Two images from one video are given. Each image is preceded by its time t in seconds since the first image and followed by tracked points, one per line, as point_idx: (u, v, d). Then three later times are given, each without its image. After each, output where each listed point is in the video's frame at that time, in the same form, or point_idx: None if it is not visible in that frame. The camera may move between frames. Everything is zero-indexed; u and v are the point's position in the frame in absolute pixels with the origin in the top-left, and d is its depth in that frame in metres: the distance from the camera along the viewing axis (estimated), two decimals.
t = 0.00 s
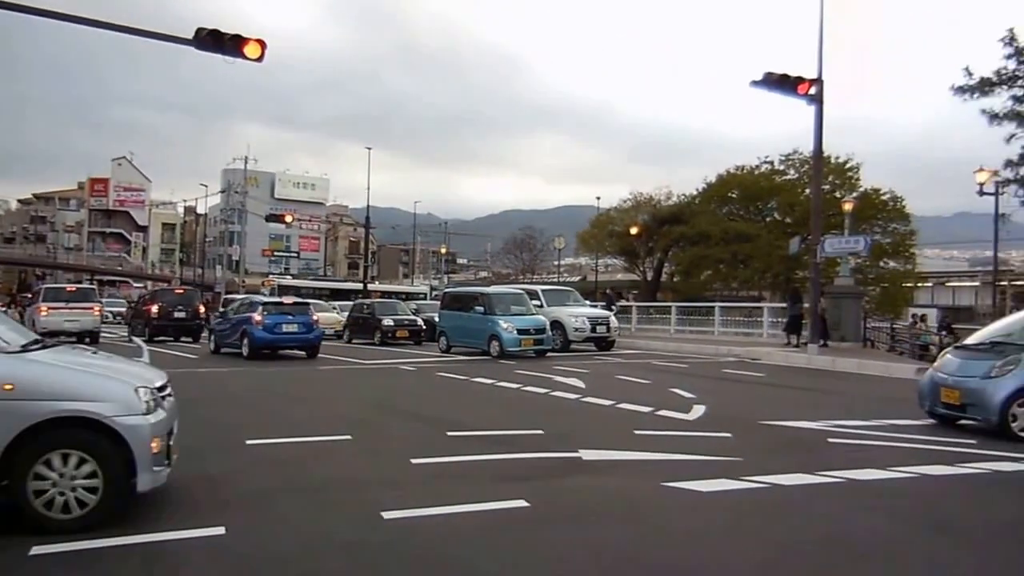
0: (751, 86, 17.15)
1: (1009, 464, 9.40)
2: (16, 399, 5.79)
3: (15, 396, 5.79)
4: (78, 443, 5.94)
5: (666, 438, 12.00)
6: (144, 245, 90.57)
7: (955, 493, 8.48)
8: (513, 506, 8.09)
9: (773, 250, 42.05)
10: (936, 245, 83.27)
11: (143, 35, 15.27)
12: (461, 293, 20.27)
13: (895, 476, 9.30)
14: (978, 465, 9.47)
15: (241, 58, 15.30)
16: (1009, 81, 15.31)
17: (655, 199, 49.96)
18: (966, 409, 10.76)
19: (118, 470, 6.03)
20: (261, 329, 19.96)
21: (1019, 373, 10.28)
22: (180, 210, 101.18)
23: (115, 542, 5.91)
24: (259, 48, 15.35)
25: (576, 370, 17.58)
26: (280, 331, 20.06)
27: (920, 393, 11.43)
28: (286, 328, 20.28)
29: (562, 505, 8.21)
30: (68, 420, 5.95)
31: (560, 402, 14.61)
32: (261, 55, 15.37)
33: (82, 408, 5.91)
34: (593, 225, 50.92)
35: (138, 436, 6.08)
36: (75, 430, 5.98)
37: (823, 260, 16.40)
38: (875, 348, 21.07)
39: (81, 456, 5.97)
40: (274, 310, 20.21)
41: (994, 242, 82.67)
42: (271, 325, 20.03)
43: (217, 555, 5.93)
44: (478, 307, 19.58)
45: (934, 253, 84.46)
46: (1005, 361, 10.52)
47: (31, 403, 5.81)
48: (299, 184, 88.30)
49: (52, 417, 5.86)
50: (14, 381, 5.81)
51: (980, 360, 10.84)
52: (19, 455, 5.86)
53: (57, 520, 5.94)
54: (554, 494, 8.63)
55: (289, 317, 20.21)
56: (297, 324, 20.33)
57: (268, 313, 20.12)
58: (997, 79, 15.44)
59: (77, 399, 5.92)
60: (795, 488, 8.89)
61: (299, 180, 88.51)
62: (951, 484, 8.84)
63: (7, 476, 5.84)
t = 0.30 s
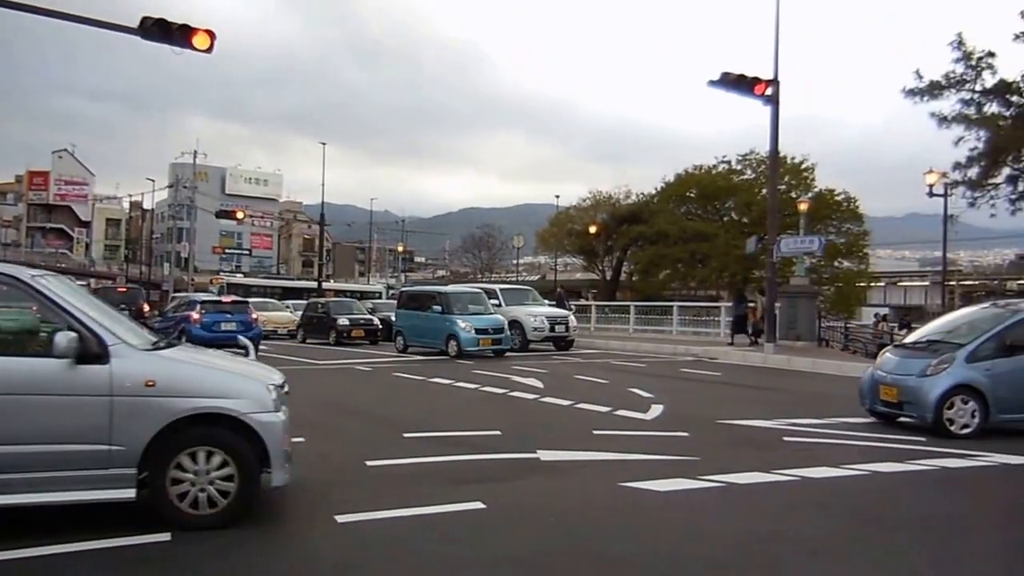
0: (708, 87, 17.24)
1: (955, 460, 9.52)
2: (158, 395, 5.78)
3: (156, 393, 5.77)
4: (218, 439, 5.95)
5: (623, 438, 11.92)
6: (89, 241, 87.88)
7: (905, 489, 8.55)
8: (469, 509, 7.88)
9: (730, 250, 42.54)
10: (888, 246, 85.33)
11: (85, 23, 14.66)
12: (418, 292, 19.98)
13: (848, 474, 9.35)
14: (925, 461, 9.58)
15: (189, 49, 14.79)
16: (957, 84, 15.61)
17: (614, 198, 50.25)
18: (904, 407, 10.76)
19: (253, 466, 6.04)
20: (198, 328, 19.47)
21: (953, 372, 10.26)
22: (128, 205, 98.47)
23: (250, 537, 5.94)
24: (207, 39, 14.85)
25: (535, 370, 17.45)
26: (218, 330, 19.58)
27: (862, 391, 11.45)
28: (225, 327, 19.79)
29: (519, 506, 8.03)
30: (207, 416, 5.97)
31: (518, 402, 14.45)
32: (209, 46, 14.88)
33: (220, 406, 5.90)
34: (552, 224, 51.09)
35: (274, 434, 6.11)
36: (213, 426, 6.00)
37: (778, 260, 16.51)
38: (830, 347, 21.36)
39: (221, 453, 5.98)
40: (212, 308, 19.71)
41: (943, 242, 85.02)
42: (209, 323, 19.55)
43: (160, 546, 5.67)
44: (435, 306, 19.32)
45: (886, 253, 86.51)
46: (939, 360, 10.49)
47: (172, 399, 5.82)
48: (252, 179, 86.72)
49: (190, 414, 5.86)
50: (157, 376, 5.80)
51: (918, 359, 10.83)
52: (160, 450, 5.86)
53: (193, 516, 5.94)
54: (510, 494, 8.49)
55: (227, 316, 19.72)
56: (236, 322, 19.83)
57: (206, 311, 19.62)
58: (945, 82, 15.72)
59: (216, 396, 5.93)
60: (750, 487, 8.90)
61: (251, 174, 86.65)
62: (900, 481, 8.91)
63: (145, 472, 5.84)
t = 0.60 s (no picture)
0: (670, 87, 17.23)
1: (916, 458, 9.49)
2: (299, 395, 5.72)
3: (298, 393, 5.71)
4: (356, 439, 5.85)
5: (586, 437, 11.76)
6: (41, 238, 85.63)
7: (868, 488, 8.47)
8: (428, 509, 7.65)
9: (691, 249, 42.76)
10: (847, 246, 86.63)
11: (32, 13, 14.16)
12: (378, 291, 19.68)
13: (810, 473, 9.27)
14: (885, 460, 9.55)
15: (143, 41, 14.35)
16: (915, 85, 15.74)
17: (576, 197, 50.37)
18: (853, 406, 10.77)
19: (389, 466, 5.89)
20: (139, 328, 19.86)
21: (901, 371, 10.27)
22: (82, 202, 96.27)
23: (387, 538, 5.83)
24: (161, 31, 14.42)
25: (496, 370, 17.24)
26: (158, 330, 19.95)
27: (813, 390, 11.45)
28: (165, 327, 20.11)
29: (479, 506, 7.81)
30: (343, 416, 5.88)
31: (479, 402, 14.24)
32: (164, 39, 14.46)
33: (358, 405, 5.82)
34: (514, 223, 51.17)
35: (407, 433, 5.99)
36: (349, 427, 5.91)
37: (739, 259, 16.49)
38: (789, 346, 21.50)
39: (354, 452, 5.83)
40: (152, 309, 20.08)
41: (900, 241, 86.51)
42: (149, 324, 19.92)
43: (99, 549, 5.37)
44: (395, 305, 19.03)
45: (846, 253, 87.83)
46: (888, 360, 10.49)
47: (309, 399, 5.74)
48: (206, 175, 85.75)
49: (327, 415, 5.78)
50: (296, 376, 5.74)
51: (868, 358, 10.83)
52: (298, 451, 5.75)
53: (333, 515, 5.82)
54: (469, 496, 8.25)
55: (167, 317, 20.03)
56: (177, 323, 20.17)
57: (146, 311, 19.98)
58: (904, 83, 15.84)
59: (353, 397, 5.84)
60: (713, 487, 8.77)
61: (206, 171, 85.86)
62: (863, 480, 8.84)
63: (282, 473, 5.73)
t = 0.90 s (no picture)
0: (638, 85, 17.11)
1: (880, 458, 9.44)
2: (445, 396, 5.61)
3: (442, 394, 5.61)
4: (498, 442, 5.72)
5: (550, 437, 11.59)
6: None
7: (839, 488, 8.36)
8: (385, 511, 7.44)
9: (658, 248, 42.82)
10: (813, 246, 87.60)
11: None
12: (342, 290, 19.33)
13: (779, 472, 9.15)
14: (850, 459, 9.49)
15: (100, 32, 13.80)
16: (880, 85, 15.79)
17: (543, 195, 50.33)
18: (815, 405, 10.72)
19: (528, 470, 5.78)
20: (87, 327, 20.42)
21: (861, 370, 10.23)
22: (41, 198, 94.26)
23: (528, 538, 5.73)
24: (118, 23, 13.81)
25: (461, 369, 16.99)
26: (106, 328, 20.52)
27: (775, 389, 11.39)
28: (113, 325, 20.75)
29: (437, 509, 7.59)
30: (483, 417, 5.76)
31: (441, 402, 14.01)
32: (121, 30, 13.88)
33: (501, 408, 5.71)
34: (481, 221, 50.98)
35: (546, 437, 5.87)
36: (488, 428, 5.79)
37: (707, 258, 16.40)
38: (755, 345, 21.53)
39: (495, 455, 5.72)
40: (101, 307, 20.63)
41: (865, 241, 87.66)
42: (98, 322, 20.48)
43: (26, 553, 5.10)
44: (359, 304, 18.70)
45: (812, 253, 88.81)
46: (849, 359, 10.45)
47: (454, 402, 5.63)
48: (166, 171, 84.49)
49: (468, 417, 5.66)
50: (440, 378, 5.63)
51: (829, 357, 10.79)
52: (440, 452, 5.64)
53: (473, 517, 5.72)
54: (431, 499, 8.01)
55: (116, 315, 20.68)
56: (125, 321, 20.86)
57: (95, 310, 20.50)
58: (870, 83, 15.87)
59: (494, 400, 5.73)
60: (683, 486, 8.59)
61: (166, 167, 84.65)
62: (833, 479, 8.74)
63: (424, 475, 5.62)
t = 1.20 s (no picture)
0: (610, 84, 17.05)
1: (848, 455, 9.50)
2: (591, 399, 5.65)
3: (590, 397, 5.65)
4: (641, 445, 5.70)
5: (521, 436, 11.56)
6: None
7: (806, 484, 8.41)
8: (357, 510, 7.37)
9: (629, 248, 42.98)
10: (782, 245, 88.47)
11: None
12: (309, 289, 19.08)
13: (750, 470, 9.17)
14: (818, 457, 9.55)
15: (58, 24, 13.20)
16: (848, 86, 15.90)
17: (513, 194, 50.33)
18: (783, 404, 10.74)
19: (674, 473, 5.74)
20: (40, 324, 20.24)
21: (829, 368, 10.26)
22: None
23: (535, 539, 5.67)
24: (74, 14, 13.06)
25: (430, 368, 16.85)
26: (58, 326, 20.38)
27: (744, 388, 11.39)
28: (65, 322, 20.60)
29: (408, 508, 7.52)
30: (629, 421, 5.78)
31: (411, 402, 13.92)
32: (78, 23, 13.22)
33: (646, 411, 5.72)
34: (450, 219, 50.83)
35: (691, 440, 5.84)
36: (632, 432, 5.80)
37: (678, 258, 16.40)
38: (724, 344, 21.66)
39: (641, 459, 5.71)
40: (53, 305, 20.44)
41: (833, 241, 88.79)
42: (51, 320, 20.34)
43: None
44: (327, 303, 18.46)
45: (782, 253, 89.76)
46: (816, 358, 10.47)
47: (602, 405, 5.66)
48: (128, 166, 83.16)
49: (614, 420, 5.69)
50: (587, 381, 5.68)
51: (798, 357, 10.81)
52: (588, 456, 5.66)
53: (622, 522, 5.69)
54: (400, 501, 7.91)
55: (68, 313, 20.54)
56: (77, 318, 20.74)
57: (47, 307, 20.32)
58: (837, 84, 15.98)
59: (640, 402, 5.74)
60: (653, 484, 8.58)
61: (129, 162, 83.31)
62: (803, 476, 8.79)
63: (572, 479, 5.64)
